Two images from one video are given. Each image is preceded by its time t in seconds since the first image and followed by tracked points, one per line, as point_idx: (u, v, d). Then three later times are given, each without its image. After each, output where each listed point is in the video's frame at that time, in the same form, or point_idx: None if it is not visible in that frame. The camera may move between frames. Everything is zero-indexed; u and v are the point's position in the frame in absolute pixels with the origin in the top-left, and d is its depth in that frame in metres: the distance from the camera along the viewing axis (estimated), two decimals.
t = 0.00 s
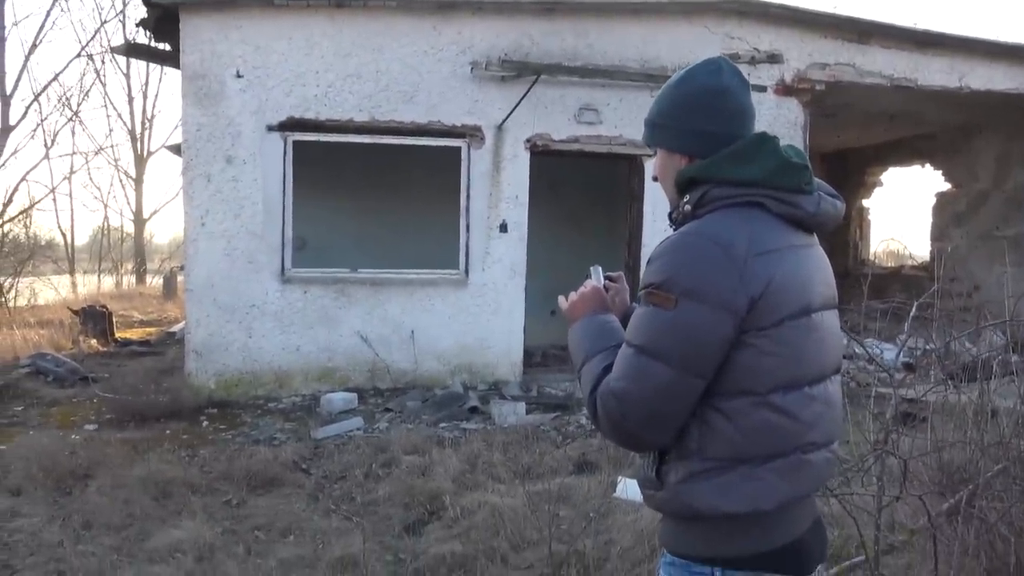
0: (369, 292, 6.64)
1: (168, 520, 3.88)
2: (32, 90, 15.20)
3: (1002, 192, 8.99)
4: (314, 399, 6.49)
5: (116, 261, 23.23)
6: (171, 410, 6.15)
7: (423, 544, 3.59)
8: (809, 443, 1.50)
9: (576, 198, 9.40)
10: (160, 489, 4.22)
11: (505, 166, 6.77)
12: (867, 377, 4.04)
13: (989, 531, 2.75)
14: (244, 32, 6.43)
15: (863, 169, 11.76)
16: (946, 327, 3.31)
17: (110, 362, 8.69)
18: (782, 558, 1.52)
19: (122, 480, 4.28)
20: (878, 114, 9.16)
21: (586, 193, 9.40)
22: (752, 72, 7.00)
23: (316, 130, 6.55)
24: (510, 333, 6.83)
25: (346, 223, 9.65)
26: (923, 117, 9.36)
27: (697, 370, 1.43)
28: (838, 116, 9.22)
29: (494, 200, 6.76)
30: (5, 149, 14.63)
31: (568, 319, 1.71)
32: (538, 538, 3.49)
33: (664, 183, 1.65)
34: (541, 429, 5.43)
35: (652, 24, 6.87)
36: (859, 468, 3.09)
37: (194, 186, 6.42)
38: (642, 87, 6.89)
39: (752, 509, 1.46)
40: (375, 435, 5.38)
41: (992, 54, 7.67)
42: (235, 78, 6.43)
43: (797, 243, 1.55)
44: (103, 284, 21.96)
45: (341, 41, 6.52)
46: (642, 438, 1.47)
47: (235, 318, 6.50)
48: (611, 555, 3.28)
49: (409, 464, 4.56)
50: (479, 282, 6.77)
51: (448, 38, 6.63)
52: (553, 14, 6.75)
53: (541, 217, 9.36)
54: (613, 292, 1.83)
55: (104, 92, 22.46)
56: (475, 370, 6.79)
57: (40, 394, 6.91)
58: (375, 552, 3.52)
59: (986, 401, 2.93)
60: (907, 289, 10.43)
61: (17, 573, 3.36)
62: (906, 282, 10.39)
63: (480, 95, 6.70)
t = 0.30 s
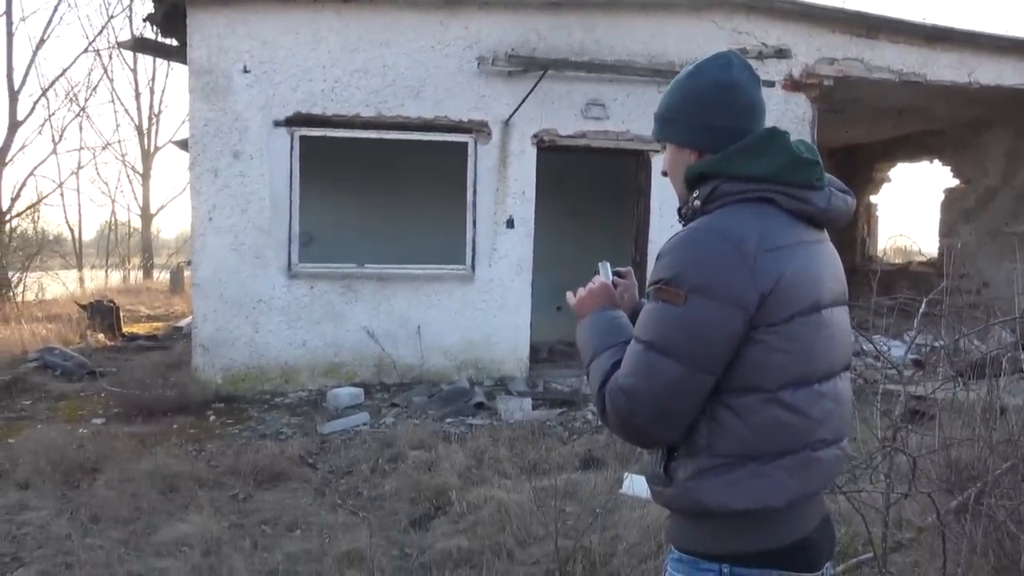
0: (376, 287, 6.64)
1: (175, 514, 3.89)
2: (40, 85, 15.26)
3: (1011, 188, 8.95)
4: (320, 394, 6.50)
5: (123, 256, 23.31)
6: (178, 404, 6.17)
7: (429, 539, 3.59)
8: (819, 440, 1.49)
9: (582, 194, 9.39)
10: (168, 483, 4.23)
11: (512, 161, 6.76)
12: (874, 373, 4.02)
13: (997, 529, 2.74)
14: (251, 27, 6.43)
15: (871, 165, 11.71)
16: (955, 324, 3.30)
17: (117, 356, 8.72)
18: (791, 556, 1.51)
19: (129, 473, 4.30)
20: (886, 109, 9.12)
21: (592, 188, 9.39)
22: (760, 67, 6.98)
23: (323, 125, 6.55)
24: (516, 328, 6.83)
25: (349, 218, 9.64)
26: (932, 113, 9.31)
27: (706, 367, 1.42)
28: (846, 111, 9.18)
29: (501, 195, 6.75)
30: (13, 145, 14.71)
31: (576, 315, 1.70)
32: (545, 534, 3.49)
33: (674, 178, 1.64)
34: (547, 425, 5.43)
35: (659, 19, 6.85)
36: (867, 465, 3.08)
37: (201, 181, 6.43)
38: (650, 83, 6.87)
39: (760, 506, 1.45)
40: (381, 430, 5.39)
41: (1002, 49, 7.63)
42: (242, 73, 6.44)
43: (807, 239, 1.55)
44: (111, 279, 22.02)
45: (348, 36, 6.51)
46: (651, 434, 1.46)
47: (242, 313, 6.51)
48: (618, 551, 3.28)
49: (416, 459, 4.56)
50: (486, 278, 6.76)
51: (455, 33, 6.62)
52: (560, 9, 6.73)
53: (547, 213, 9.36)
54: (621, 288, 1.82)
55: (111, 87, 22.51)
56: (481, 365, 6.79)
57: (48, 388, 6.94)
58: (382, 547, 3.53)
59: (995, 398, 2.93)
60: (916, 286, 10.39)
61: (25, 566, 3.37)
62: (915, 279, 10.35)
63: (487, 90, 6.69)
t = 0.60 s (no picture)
0: (379, 281, 6.64)
1: (176, 505, 3.89)
2: (44, 75, 15.28)
3: (1017, 189, 8.92)
4: (322, 387, 6.50)
5: (126, 247, 23.33)
6: (180, 396, 6.17)
7: (430, 533, 3.59)
8: (818, 438, 1.49)
9: (586, 190, 9.37)
10: (169, 474, 4.23)
11: (516, 157, 6.75)
12: (877, 373, 4.01)
13: (999, 530, 2.72)
14: (257, 19, 6.42)
15: (876, 164, 11.68)
16: (959, 324, 3.29)
17: (120, 347, 8.73)
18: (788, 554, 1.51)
19: (131, 464, 4.30)
20: (892, 108, 9.09)
21: (597, 184, 9.37)
22: (766, 65, 6.96)
23: (327, 118, 6.55)
24: (519, 324, 6.82)
25: (352, 212, 9.63)
26: (939, 112, 9.28)
27: (707, 364, 1.41)
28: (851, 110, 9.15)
29: (505, 190, 6.74)
30: (17, 134, 14.73)
31: (577, 314, 1.69)
32: (545, 529, 3.48)
33: (678, 175, 1.64)
34: (548, 421, 5.43)
35: (666, 15, 6.83)
36: (869, 465, 3.07)
37: (205, 172, 6.42)
38: (655, 79, 6.86)
39: (759, 503, 1.45)
40: (382, 423, 5.39)
41: (1009, 49, 7.60)
42: (247, 65, 6.43)
43: (809, 238, 1.54)
44: (113, 269, 22.05)
45: (353, 29, 6.50)
46: (651, 432, 1.46)
47: (245, 305, 6.51)
48: (618, 548, 3.28)
49: (417, 453, 4.56)
50: (488, 273, 6.76)
51: (461, 27, 6.60)
52: (566, 4, 6.71)
53: (551, 208, 9.34)
54: (623, 288, 1.82)
55: (116, 78, 22.51)
56: (483, 360, 6.79)
57: (50, 378, 6.95)
58: (382, 541, 3.54)
59: (999, 399, 2.90)
60: (920, 286, 10.37)
61: (26, 555, 3.38)
62: (919, 279, 10.32)
63: (492, 84, 6.68)
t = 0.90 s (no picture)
0: (379, 277, 6.64)
1: (176, 500, 3.90)
2: (46, 68, 15.28)
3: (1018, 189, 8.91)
4: (322, 383, 6.51)
5: (126, 241, 23.32)
6: (180, 390, 6.18)
7: (429, 530, 3.60)
8: (810, 433, 1.48)
9: (587, 188, 9.37)
10: (169, 469, 4.24)
11: (518, 154, 6.74)
12: (877, 372, 4.01)
13: (999, 532, 2.71)
14: (259, 14, 6.41)
15: (878, 163, 11.67)
16: (959, 324, 3.28)
17: (121, 342, 8.73)
18: (782, 549, 1.50)
19: (131, 459, 4.30)
20: (894, 108, 9.09)
21: (598, 182, 9.37)
22: (768, 64, 6.96)
23: (329, 114, 6.54)
24: (519, 321, 6.82)
25: (353, 208, 9.64)
26: (941, 112, 9.27)
27: (700, 357, 1.41)
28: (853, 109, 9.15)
29: (506, 187, 6.74)
30: (18, 128, 14.75)
31: (576, 310, 1.69)
32: (544, 527, 3.49)
33: (675, 173, 1.64)
34: (548, 418, 5.43)
35: (668, 13, 6.82)
36: (868, 465, 3.07)
37: (206, 167, 6.42)
38: (657, 77, 6.85)
39: (751, 496, 1.45)
40: (382, 420, 5.40)
41: (1011, 49, 7.59)
42: (249, 61, 6.42)
43: (803, 234, 1.54)
44: (114, 264, 22.04)
45: (355, 25, 6.49)
46: (644, 424, 1.46)
47: (245, 300, 6.51)
48: (617, 546, 3.28)
49: (417, 449, 4.56)
50: (489, 270, 6.76)
51: (463, 24, 6.60)
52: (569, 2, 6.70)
53: (552, 206, 9.34)
54: (622, 285, 1.82)
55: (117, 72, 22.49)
56: (483, 357, 6.78)
57: (50, 372, 6.95)
58: (381, 537, 3.54)
59: (999, 400, 2.90)
60: (921, 286, 10.36)
61: (25, 549, 3.38)
62: (919, 279, 10.32)
63: (494, 81, 6.67)
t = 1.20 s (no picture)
0: (384, 276, 6.64)
1: (181, 499, 3.90)
2: (52, 67, 15.32)
3: None
4: (327, 382, 6.51)
5: (132, 240, 23.39)
6: (185, 389, 6.19)
7: (434, 529, 3.60)
8: (818, 434, 1.48)
9: (592, 187, 9.37)
10: (175, 468, 4.24)
11: (523, 153, 6.74)
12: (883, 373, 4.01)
13: (1006, 533, 2.73)
14: (265, 13, 6.42)
15: (883, 163, 11.65)
16: (966, 325, 3.27)
17: (127, 340, 8.76)
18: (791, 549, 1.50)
19: (136, 457, 4.31)
20: (899, 108, 9.07)
21: (603, 182, 9.36)
22: (774, 64, 6.96)
23: (335, 113, 6.55)
24: (524, 321, 6.81)
25: (358, 207, 9.65)
26: (947, 113, 9.24)
27: (705, 359, 1.41)
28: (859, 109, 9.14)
29: (512, 187, 6.73)
30: (25, 126, 14.80)
31: (583, 312, 1.69)
32: (550, 527, 3.49)
33: (680, 174, 1.64)
34: (553, 418, 5.43)
35: (674, 13, 6.81)
36: (875, 466, 3.07)
37: (212, 166, 6.43)
38: (663, 77, 6.84)
39: (758, 498, 1.44)
40: (387, 419, 5.40)
41: (1018, 49, 7.56)
42: (255, 60, 6.43)
43: (809, 234, 1.53)
44: (120, 262, 22.10)
45: (361, 24, 6.50)
46: (651, 426, 1.45)
47: (251, 299, 6.51)
48: (623, 546, 3.28)
49: (422, 448, 4.56)
50: (494, 269, 6.76)
51: (468, 23, 6.60)
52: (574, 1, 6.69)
53: (557, 205, 9.34)
54: (629, 286, 1.81)
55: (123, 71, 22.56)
56: (488, 357, 6.78)
57: (56, 370, 6.97)
58: (387, 536, 3.54)
59: (1008, 403, 2.94)
60: (927, 287, 10.34)
61: (32, 547, 3.39)
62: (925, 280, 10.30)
63: (500, 81, 6.67)
